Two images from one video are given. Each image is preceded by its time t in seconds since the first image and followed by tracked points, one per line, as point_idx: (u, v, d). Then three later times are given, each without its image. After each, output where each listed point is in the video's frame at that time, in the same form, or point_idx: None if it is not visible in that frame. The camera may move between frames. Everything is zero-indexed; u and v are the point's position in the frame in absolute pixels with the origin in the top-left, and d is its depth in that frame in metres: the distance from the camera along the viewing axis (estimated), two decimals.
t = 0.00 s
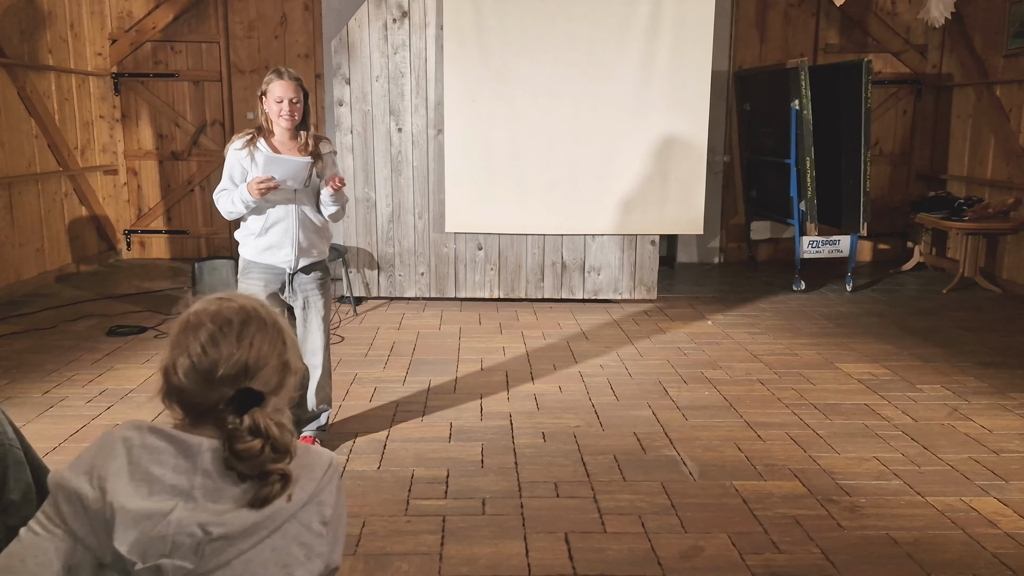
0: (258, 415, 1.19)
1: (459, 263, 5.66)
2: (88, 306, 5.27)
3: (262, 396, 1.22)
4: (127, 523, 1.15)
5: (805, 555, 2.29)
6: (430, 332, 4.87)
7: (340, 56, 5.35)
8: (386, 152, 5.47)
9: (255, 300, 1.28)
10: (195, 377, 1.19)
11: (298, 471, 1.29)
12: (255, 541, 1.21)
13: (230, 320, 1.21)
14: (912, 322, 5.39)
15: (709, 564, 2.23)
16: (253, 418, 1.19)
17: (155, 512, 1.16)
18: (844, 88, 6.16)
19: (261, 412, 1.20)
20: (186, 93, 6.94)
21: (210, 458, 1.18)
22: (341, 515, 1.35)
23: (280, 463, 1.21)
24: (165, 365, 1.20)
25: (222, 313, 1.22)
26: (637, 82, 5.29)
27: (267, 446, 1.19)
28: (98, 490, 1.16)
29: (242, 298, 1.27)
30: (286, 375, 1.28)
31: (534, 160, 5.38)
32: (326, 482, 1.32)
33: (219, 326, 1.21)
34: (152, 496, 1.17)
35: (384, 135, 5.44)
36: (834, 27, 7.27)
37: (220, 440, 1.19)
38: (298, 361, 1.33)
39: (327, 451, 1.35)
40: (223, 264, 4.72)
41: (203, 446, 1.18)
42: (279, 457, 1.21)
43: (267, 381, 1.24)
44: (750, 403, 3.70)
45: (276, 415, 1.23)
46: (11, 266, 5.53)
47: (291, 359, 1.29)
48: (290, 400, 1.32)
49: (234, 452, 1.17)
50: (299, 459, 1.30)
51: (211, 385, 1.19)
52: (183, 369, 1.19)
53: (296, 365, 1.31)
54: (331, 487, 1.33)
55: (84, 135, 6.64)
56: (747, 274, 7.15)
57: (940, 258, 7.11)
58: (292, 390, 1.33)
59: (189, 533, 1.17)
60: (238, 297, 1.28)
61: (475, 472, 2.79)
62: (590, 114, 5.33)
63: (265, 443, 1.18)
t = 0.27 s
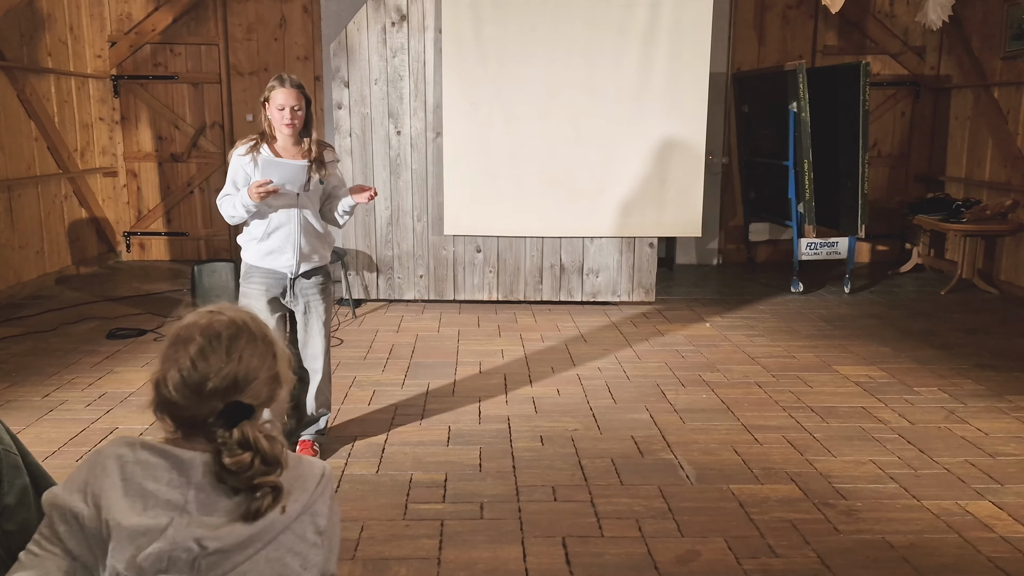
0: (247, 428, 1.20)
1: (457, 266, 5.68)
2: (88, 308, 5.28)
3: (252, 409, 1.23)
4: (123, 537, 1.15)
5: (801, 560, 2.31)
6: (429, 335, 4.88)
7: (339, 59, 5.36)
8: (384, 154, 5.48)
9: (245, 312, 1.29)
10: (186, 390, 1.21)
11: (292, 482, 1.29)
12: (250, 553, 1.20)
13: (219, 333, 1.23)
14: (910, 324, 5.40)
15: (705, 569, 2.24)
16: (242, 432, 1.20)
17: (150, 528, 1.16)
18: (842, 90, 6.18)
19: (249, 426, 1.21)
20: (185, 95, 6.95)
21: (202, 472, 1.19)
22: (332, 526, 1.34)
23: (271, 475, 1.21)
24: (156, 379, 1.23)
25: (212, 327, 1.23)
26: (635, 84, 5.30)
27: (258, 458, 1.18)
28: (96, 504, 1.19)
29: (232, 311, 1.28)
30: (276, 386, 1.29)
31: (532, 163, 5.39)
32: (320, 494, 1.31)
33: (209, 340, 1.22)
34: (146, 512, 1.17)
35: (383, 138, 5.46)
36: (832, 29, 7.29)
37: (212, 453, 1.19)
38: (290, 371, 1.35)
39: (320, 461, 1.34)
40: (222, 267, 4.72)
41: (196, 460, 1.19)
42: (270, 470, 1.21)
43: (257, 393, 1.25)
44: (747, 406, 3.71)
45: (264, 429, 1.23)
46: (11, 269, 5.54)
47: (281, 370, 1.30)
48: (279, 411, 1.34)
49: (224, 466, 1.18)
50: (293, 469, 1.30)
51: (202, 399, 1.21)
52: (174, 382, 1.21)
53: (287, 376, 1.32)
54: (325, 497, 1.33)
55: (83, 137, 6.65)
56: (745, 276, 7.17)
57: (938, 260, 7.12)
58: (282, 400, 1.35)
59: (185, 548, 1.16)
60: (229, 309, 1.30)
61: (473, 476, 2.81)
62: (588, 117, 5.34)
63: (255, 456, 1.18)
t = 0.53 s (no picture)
0: (232, 433, 1.21)
1: (456, 266, 5.68)
2: (86, 308, 5.28)
3: (236, 414, 1.24)
4: (109, 541, 1.15)
5: (797, 560, 2.31)
6: (427, 335, 4.89)
7: (338, 59, 5.37)
8: (383, 154, 5.48)
9: (230, 315, 1.30)
10: (171, 394, 1.21)
11: (280, 485, 1.29)
12: (238, 557, 1.21)
13: (204, 337, 1.24)
14: (908, 324, 5.41)
15: (701, 569, 2.24)
16: (227, 436, 1.21)
17: (137, 532, 1.15)
18: (840, 90, 6.19)
19: (234, 430, 1.22)
20: (184, 94, 6.95)
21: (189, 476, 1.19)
22: (324, 530, 1.35)
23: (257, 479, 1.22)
24: (141, 382, 1.23)
25: (197, 331, 1.24)
26: (633, 85, 5.30)
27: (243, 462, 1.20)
28: (82, 509, 1.18)
29: (218, 313, 1.29)
30: (262, 389, 1.30)
31: (530, 163, 5.39)
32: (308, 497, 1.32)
33: (194, 344, 1.23)
34: (134, 516, 1.17)
35: (381, 138, 5.46)
36: (831, 29, 7.30)
37: (197, 457, 1.20)
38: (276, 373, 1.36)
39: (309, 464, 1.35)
40: (221, 267, 4.72)
41: (182, 463, 1.19)
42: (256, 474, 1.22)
43: (243, 397, 1.26)
44: (745, 406, 3.72)
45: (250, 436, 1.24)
46: (10, 269, 5.54)
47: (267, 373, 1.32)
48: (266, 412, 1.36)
49: (209, 470, 1.18)
50: (282, 473, 1.31)
51: (187, 403, 1.22)
52: (159, 386, 1.21)
53: (272, 378, 1.34)
54: (314, 500, 1.33)
55: (82, 137, 6.65)
56: (743, 276, 7.17)
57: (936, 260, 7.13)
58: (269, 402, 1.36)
59: (173, 552, 1.16)
60: (215, 312, 1.31)
61: (471, 476, 2.81)
62: (586, 118, 5.35)
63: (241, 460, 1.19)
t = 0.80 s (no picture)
0: (226, 440, 1.22)
1: (456, 267, 5.68)
2: (86, 309, 5.28)
3: (230, 421, 1.25)
4: (103, 552, 1.15)
5: (796, 562, 2.31)
6: (427, 336, 4.89)
7: (337, 60, 5.37)
8: (383, 155, 5.48)
9: (224, 322, 1.30)
10: (165, 402, 1.22)
11: (276, 493, 1.30)
12: (234, 566, 1.20)
13: (198, 344, 1.24)
14: (907, 325, 5.41)
15: (701, 571, 2.25)
16: (221, 443, 1.21)
17: (131, 542, 1.15)
18: (840, 92, 6.19)
19: (228, 438, 1.22)
20: (183, 95, 6.95)
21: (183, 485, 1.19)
22: (320, 536, 1.35)
23: (250, 487, 1.22)
24: (136, 389, 1.23)
25: (191, 338, 1.24)
26: (632, 85, 5.30)
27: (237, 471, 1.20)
28: (75, 520, 1.19)
29: (212, 320, 1.30)
30: (256, 396, 1.31)
31: (530, 164, 5.40)
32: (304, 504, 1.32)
33: (188, 350, 1.23)
34: (127, 526, 1.17)
35: (381, 139, 5.46)
36: (830, 29, 7.30)
37: (191, 465, 1.20)
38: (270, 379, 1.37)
39: (305, 471, 1.36)
40: (220, 268, 4.72)
41: (176, 472, 1.19)
42: (250, 482, 1.22)
43: (237, 404, 1.27)
44: (744, 408, 3.72)
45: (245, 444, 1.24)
46: (10, 270, 5.55)
47: (262, 379, 1.32)
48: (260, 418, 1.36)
49: (203, 478, 1.18)
50: (277, 480, 1.31)
51: (180, 410, 1.22)
52: (154, 393, 1.22)
53: (267, 384, 1.34)
54: (310, 507, 1.33)
55: (82, 138, 6.65)
56: (743, 276, 7.17)
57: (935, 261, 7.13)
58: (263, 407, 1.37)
59: (167, 562, 1.15)
60: (209, 318, 1.31)
61: (471, 478, 2.81)
62: (585, 119, 5.35)
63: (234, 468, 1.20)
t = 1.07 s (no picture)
0: (226, 461, 1.21)
1: (457, 270, 5.68)
2: (86, 313, 5.28)
3: (232, 442, 1.24)
4: None
5: (799, 570, 2.31)
6: (428, 340, 4.89)
7: (338, 64, 5.37)
8: (383, 158, 5.48)
9: (226, 340, 1.30)
10: (166, 422, 1.21)
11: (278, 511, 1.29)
12: None
13: (200, 364, 1.24)
14: (908, 329, 5.41)
15: None
16: (221, 465, 1.20)
17: (131, 567, 1.16)
18: (840, 94, 6.18)
19: (229, 459, 1.22)
20: (183, 98, 6.94)
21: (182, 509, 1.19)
22: (324, 553, 1.33)
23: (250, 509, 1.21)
24: (137, 409, 1.23)
25: (193, 357, 1.24)
26: (633, 89, 5.30)
27: (235, 493, 1.19)
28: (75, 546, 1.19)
29: (215, 338, 1.29)
30: (258, 415, 1.30)
31: (530, 167, 5.39)
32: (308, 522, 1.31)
33: (189, 370, 1.23)
34: (128, 551, 1.17)
35: (381, 142, 5.46)
36: (830, 32, 7.30)
37: (191, 488, 1.20)
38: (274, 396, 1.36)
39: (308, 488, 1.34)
40: (221, 272, 4.70)
41: (175, 495, 1.19)
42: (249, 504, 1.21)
43: (239, 424, 1.26)
44: (746, 413, 3.71)
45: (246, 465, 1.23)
46: (9, 273, 5.54)
47: (265, 397, 1.31)
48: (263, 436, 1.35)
49: (202, 501, 1.18)
50: (280, 498, 1.30)
51: (181, 431, 1.21)
52: (154, 414, 1.21)
53: (270, 402, 1.33)
54: (314, 525, 1.32)
55: (82, 141, 6.64)
56: (743, 279, 7.17)
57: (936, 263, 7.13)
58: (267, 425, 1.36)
59: None
60: (212, 336, 1.30)
61: (473, 485, 2.81)
62: (586, 122, 5.35)
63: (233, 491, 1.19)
